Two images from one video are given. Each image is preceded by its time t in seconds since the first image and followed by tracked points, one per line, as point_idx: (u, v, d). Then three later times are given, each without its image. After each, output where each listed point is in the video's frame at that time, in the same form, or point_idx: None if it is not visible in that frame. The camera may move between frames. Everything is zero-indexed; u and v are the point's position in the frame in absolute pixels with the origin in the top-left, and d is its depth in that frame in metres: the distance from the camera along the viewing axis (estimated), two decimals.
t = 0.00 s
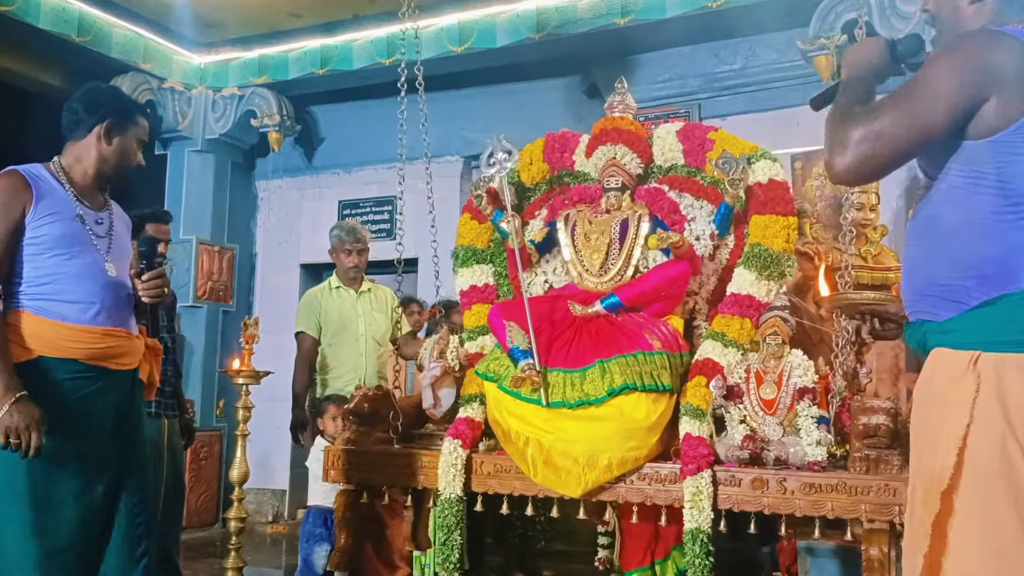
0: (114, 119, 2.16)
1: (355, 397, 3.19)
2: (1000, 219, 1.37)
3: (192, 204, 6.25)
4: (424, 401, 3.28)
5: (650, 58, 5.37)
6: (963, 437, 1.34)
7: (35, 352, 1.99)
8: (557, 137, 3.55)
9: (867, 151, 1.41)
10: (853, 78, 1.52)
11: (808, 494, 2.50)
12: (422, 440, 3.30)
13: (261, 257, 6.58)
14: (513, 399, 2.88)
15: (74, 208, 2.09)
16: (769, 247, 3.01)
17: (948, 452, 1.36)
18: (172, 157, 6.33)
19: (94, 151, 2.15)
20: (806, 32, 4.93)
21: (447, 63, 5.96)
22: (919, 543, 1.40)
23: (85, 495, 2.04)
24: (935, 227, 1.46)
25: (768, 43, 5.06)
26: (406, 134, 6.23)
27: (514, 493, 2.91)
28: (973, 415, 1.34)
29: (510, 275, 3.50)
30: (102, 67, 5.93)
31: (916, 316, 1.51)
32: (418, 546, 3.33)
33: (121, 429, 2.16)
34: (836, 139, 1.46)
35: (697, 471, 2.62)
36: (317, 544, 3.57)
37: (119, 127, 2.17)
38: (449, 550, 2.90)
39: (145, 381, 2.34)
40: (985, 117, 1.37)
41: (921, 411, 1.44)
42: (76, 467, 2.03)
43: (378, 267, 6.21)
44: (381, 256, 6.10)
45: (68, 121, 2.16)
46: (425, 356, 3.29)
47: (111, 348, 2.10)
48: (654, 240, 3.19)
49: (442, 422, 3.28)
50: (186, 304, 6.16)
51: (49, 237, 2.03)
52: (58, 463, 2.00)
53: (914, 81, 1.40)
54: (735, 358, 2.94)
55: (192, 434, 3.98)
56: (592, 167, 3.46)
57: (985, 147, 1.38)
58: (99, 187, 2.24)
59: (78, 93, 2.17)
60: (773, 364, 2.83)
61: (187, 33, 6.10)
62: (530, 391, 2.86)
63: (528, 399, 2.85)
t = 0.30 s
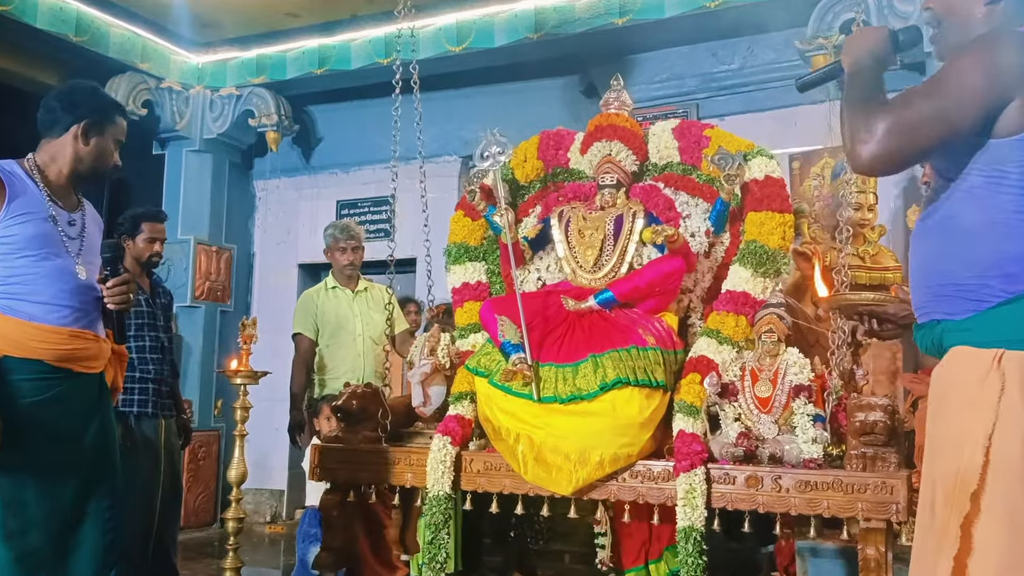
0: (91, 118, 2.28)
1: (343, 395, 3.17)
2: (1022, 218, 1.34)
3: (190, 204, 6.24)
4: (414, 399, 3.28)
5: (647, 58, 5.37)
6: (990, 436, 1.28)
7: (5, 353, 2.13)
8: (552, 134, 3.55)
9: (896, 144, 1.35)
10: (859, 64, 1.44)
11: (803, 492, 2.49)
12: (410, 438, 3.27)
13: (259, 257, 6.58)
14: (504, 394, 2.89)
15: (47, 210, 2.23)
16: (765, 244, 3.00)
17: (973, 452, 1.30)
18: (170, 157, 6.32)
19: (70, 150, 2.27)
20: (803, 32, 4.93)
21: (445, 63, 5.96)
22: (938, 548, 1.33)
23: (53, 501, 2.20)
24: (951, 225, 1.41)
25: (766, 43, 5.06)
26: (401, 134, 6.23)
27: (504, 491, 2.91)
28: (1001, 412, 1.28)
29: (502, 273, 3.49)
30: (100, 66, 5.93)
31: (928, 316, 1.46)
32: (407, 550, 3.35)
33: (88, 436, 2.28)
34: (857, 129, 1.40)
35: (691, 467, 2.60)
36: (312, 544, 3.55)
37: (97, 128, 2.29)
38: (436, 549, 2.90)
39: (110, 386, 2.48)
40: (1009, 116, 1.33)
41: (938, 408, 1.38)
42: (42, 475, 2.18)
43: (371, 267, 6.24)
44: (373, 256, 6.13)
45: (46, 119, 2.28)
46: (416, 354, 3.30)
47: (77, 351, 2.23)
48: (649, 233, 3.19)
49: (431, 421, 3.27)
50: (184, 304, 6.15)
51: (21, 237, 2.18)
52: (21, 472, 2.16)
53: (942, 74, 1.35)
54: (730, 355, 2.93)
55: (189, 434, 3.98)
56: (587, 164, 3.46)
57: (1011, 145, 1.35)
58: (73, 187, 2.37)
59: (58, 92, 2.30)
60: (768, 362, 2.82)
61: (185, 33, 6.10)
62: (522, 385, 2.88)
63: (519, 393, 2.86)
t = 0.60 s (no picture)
0: (76, 118, 2.30)
1: (335, 392, 3.19)
2: None
3: (187, 204, 6.22)
4: (406, 397, 3.27)
5: (644, 58, 5.37)
6: (1006, 435, 1.28)
7: None
8: (549, 132, 3.55)
9: (922, 143, 1.34)
10: (869, 71, 1.45)
11: (801, 491, 2.48)
12: (401, 436, 3.25)
13: (257, 257, 6.58)
14: (498, 390, 2.89)
15: (34, 211, 2.25)
16: (763, 241, 3.00)
17: (989, 451, 1.30)
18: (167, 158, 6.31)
19: (54, 150, 2.28)
20: (801, 32, 4.93)
21: (443, 64, 5.96)
22: (953, 545, 1.34)
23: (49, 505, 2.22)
24: (965, 226, 1.44)
25: (764, 43, 5.06)
26: (399, 134, 6.22)
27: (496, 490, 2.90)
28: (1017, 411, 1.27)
29: (497, 271, 3.49)
30: (98, 67, 5.92)
31: (939, 316, 1.47)
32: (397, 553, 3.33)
33: (81, 443, 2.31)
34: (878, 131, 1.39)
35: (686, 465, 2.60)
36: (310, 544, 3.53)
37: (82, 128, 2.31)
38: (427, 549, 2.85)
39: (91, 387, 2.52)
40: None
41: (951, 405, 1.38)
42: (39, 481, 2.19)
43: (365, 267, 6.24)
44: (368, 256, 6.12)
45: (30, 116, 2.30)
46: (410, 352, 3.31)
47: (64, 350, 2.25)
48: (646, 228, 3.10)
49: (424, 420, 3.24)
50: (181, 304, 6.14)
51: (9, 239, 2.20)
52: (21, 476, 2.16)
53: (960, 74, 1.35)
54: (727, 353, 2.93)
55: (186, 434, 3.98)
56: (584, 162, 3.46)
57: None
58: (55, 186, 2.38)
59: (41, 89, 2.31)
60: (766, 361, 2.82)
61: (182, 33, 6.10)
62: (516, 380, 2.89)
63: (514, 389, 2.86)
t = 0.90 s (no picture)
0: (69, 118, 2.29)
1: (334, 391, 3.18)
2: None
3: (185, 203, 6.20)
4: (405, 396, 3.27)
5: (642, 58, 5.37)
6: (1013, 433, 1.28)
7: None
8: (549, 131, 3.54)
9: (950, 141, 1.36)
10: (873, 70, 1.46)
11: (801, 489, 2.48)
12: (400, 435, 3.24)
13: (255, 256, 6.57)
14: (497, 388, 2.88)
15: (29, 212, 2.25)
16: (763, 240, 3.00)
17: (995, 448, 1.30)
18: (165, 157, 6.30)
19: (45, 150, 2.27)
20: (798, 32, 4.93)
21: (440, 63, 5.95)
22: (959, 543, 1.35)
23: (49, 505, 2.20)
24: (967, 224, 1.45)
25: (761, 42, 5.06)
26: (398, 134, 6.21)
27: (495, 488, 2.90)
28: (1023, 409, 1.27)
29: (497, 270, 3.49)
30: (95, 66, 5.91)
31: (938, 314, 1.49)
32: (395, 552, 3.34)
33: (77, 443, 2.31)
34: (901, 130, 1.40)
35: (685, 464, 2.60)
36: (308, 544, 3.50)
37: (75, 127, 2.31)
38: (425, 547, 2.86)
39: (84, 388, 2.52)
40: None
41: (959, 402, 1.38)
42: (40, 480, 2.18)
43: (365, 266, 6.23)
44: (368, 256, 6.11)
45: (21, 114, 2.27)
46: (408, 351, 3.31)
47: (59, 350, 2.26)
48: (645, 226, 3.14)
49: (422, 419, 3.24)
50: (179, 304, 6.12)
51: (5, 241, 2.20)
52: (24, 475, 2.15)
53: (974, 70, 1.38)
54: (726, 352, 2.93)
55: (185, 434, 3.97)
56: (583, 161, 3.46)
57: None
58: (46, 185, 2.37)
59: (32, 87, 2.29)
60: (766, 359, 2.82)
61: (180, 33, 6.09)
62: (514, 378, 2.86)
63: (512, 387, 2.84)
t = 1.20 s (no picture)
0: (68, 117, 2.29)
1: (339, 392, 3.18)
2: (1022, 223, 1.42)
3: (185, 203, 6.19)
4: (411, 397, 3.27)
5: (641, 57, 5.37)
6: (1007, 426, 1.31)
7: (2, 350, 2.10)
8: (552, 131, 3.54)
9: (966, 140, 1.36)
10: (879, 69, 1.46)
11: (805, 490, 2.48)
12: (407, 435, 3.24)
13: (254, 256, 6.56)
14: (502, 390, 2.88)
15: (30, 212, 2.25)
16: (766, 241, 3.00)
17: (990, 443, 1.33)
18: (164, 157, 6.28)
19: (45, 148, 2.27)
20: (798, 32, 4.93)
21: (440, 63, 5.95)
22: (959, 541, 1.36)
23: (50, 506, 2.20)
24: (954, 223, 1.48)
25: (761, 42, 5.05)
26: (399, 134, 6.21)
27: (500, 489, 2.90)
28: (1014, 403, 1.31)
29: (501, 271, 3.49)
30: (94, 65, 5.88)
31: (922, 311, 1.52)
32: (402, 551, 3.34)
33: (76, 444, 2.31)
34: (916, 127, 1.39)
35: (691, 465, 2.59)
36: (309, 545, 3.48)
37: (75, 127, 2.32)
38: (433, 547, 2.89)
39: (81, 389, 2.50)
40: None
41: (944, 400, 1.41)
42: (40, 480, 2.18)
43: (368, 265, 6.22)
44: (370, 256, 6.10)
45: (18, 114, 2.26)
46: (414, 351, 3.30)
47: (60, 350, 2.25)
48: (649, 228, 3.12)
49: (428, 419, 3.22)
50: (178, 303, 6.11)
51: (8, 240, 2.19)
52: (24, 475, 2.15)
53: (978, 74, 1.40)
54: (730, 353, 2.93)
55: (184, 434, 3.97)
56: (587, 161, 3.46)
57: None
58: (43, 184, 2.38)
59: (29, 87, 2.29)
60: (769, 360, 2.83)
61: (178, 32, 6.07)
62: (520, 380, 2.87)
63: (517, 389, 2.85)
